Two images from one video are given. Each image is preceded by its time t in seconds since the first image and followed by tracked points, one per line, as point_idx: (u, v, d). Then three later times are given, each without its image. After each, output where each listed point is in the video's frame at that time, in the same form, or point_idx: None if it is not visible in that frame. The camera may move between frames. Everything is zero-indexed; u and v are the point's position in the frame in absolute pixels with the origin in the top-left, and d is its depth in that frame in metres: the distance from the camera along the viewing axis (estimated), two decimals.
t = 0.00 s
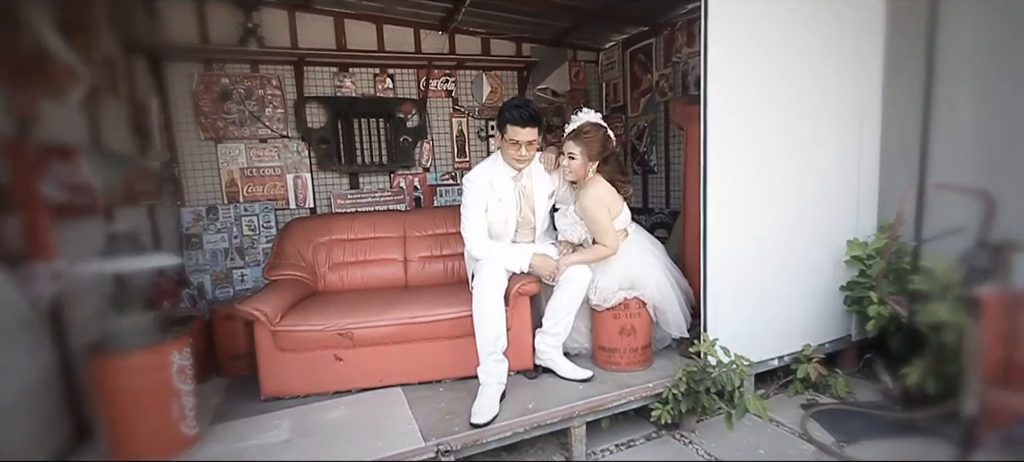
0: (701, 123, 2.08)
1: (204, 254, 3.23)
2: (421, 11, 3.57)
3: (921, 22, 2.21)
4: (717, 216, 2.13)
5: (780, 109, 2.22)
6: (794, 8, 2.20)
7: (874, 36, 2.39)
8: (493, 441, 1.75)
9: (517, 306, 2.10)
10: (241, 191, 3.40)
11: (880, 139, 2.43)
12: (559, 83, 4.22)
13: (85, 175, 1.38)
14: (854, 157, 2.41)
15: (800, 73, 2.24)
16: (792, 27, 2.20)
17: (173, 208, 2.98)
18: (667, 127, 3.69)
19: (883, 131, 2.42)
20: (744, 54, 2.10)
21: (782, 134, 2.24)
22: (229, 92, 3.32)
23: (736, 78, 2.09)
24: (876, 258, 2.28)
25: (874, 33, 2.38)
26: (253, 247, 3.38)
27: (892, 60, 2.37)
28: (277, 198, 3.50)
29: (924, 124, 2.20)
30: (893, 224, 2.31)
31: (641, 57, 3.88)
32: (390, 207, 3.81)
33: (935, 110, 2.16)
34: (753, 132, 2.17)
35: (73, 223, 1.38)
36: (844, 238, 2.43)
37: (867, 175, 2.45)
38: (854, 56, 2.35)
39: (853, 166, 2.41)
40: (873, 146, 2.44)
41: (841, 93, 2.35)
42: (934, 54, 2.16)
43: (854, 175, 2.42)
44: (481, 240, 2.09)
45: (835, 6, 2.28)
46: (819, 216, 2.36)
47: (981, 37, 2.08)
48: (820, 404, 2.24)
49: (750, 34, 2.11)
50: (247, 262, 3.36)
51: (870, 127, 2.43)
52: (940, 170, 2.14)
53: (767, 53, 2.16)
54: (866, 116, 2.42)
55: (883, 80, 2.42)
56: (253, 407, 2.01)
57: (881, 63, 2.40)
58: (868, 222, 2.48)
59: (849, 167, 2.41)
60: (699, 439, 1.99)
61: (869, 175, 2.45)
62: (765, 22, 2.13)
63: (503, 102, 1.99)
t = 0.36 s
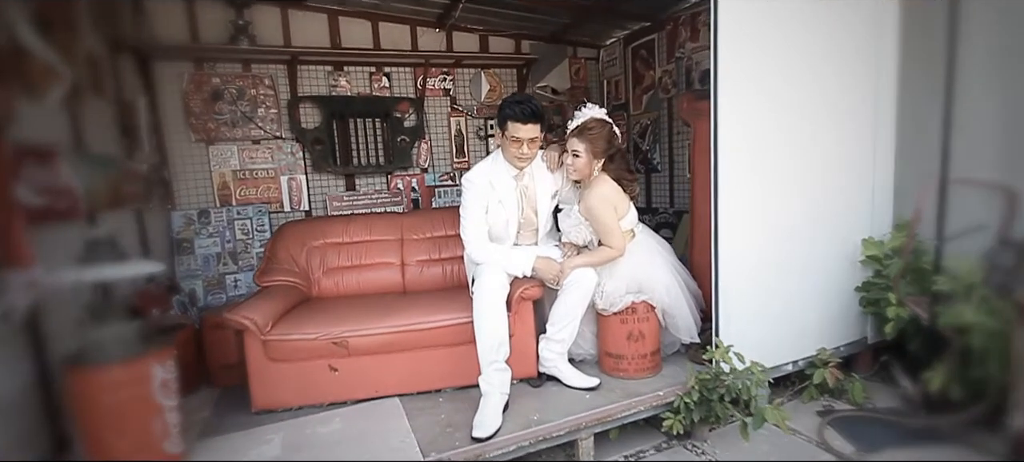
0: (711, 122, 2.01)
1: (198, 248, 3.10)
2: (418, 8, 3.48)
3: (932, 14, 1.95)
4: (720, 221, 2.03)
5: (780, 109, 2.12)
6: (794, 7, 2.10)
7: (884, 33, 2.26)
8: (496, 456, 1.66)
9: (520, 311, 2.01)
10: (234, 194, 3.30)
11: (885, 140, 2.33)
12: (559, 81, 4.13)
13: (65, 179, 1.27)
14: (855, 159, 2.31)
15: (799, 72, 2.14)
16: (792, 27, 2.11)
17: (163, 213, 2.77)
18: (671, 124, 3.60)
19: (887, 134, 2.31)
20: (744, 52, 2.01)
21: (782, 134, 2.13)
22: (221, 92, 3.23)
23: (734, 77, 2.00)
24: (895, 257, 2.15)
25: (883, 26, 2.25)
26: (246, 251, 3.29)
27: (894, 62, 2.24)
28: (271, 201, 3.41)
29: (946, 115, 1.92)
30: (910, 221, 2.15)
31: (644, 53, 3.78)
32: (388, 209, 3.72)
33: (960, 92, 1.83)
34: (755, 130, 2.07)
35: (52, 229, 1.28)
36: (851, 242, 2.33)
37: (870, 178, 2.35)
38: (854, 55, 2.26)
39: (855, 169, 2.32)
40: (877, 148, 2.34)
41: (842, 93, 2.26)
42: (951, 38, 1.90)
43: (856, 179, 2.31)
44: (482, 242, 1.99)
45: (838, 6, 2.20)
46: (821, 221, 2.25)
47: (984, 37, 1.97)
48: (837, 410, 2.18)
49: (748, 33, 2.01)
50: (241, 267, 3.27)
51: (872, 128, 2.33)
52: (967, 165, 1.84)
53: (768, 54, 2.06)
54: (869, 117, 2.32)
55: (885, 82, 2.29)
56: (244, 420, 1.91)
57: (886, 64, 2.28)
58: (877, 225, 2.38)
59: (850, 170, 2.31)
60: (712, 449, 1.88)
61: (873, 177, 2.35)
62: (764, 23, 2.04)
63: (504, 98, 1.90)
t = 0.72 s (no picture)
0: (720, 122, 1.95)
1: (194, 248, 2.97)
2: (412, 4, 3.39)
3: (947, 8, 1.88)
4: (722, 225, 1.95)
5: (781, 109, 2.04)
6: (794, 7, 2.04)
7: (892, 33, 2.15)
8: None
9: (521, 316, 1.92)
10: (225, 196, 3.21)
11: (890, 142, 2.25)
12: (559, 79, 4.06)
13: (43, 182, 1.21)
14: (856, 160, 2.25)
15: (799, 72, 2.07)
16: (792, 27, 2.04)
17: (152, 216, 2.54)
18: (673, 121, 3.52)
19: (890, 138, 2.20)
20: (743, 51, 1.95)
21: (782, 134, 2.05)
22: (210, 92, 3.12)
23: (734, 77, 1.93)
24: (910, 255, 2.06)
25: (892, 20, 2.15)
26: (238, 255, 3.22)
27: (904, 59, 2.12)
28: (263, 204, 3.32)
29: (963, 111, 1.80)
30: (924, 218, 2.04)
31: (644, 49, 3.70)
32: (384, 211, 3.63)
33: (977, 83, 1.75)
34: (756, 131, 1.99)
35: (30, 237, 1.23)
36: (855, 244, 2.24)
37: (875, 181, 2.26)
38: (855, 55, 2.19)
39: (856, 170, 2.25)
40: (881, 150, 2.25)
41: (842, 93, 2.20)
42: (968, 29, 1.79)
43: (856, 181, 2.25)
44: (480, 244, 1.91)
45: (839, 5, 2.15)
46: (823, 225, 2.17)
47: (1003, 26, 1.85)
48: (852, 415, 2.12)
49: (747, 33, 1.96)
50: (233, 272, 3.18)
51: (875, 129, 2.24)
52: (985, 158, 1.76)
53: (768, 54, 2.00)
54: (873, 119, 2.23)
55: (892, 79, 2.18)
56: (233, 433, 1.83)
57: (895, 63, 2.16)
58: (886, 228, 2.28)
59: (852, 172, 2.24)
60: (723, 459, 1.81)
61: (879, 180, 2.25)
62: (764, 22, 1.98)
63: (503, 93, 1.82)
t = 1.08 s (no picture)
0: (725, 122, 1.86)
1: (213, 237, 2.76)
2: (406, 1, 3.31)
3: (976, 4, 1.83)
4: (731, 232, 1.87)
5: (782, 110, 1.93)
6: (794, 6, 1.92)
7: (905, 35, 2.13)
8: None
9: (521, 322, 1.84)
10: (214, 199, 3.09)
11: (887, 145, 2.17)
12: (555, 77, 3.97)
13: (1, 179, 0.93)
14: (856, 164, 2.13)
15: (799, 72, 1.95)
16: (792, 28, 1.92)
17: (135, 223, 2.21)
18: (674, 118, 3.44)
19: (897, 140, 2.18)
20: (742, 51, 1.83)
21: (783, 136, 1.95)
22: (199, 93, 2.96)
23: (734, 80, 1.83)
24: (922, 254, 1.96)
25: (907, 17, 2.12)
26: (228, 260, 3.07)
27: (920, 60, 2.11)
28: (253, 207, 3.22)
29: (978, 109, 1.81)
30: (937, 216, 1.96)
31: (643, 45, 3.62)
32: (378, 212, 3.55)
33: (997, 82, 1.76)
34: (759, 132, 1.90)
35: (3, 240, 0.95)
36: (859, 248, 2.16)
37: (870, 187, 2.17)
38: (855, 55, 2.07)
39: (856, 176, 2.13)
40: (881, 152, 2.17)
41: (841, 95, 2.07)
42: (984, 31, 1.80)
43: (855, 188, 2.13)
44: (477, 246, 1.83)
45: (839, 5, 2.02)
46: (822, 232, 2.07)
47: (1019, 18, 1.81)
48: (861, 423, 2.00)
49: (746, 32, 1.84)
50: (222, 277, 3.04)
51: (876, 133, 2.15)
52: (1002, 153, 1.79)
53: (768, 55, 1.88)
54: (869, 123, 2.14)
55: (902, 77, 2.14)
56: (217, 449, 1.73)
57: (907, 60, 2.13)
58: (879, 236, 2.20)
59: (850, 179, 2.12)
60: None
61: (873, 185, 2.17)
62: (764, 23, 1.86)
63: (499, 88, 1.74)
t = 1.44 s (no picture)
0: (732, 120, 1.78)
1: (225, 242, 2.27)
2: None
3: None
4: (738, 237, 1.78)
5: (782, 110, 1.84)
6: (794, 5, 1.83)
7: (913, 38, 2.04)
8: None
9: (517, 332, 1.73)
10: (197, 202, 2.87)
11: (889, 151, 2.07)
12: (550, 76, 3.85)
13: None
14: (856, 169, 2.02)
15: (799, 72, 1.86)
16: (791, 28, 1.84)
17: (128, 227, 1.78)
18: (672, 118, 3.35)
19: (899, 145, 2.09)
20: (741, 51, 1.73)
21: (785, 139, 1.86)
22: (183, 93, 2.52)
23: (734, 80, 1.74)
24: (935, 257, 1.88)
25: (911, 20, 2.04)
26: (210, 266, 2.85)
27: (927, 61, 2.04)
28: (238, 210, 3.06)
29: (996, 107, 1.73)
30: (949, 217, 1.90)
31: (639, 43, 3.53)
32: (368, 215, 3.43)
33: None
34: (760, 133, 1.81)
35: None
36: (864, 254, 2.07)
37: (872, 193, 2.06)
38: (855, 55, 1.98)
39: (856, 180, 2.03)
40: (883, 158, 2.08)
41: (841, 96, 1.97)
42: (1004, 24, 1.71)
43: (856, 192, 2.03)
44: (471, 251, 1.72)
45: (840, 5, 1.92)
46: (825, 238, 1.97)
47: None
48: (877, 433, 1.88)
49: (745, 31, 1.75)
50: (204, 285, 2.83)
51: (880, 135, 2.05)
52: (1022, 152, 1.70)
53: (767, 55, 1.80)
54: (869, 126, 2.03)
55: (906, 79, 2.06)
56: None
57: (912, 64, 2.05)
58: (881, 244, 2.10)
59: (852, 184, 2.01)
60: None
61: (875, 191, 2.07)
62: (764, 23, 1.78)
63: (494, 83, 1.65)
